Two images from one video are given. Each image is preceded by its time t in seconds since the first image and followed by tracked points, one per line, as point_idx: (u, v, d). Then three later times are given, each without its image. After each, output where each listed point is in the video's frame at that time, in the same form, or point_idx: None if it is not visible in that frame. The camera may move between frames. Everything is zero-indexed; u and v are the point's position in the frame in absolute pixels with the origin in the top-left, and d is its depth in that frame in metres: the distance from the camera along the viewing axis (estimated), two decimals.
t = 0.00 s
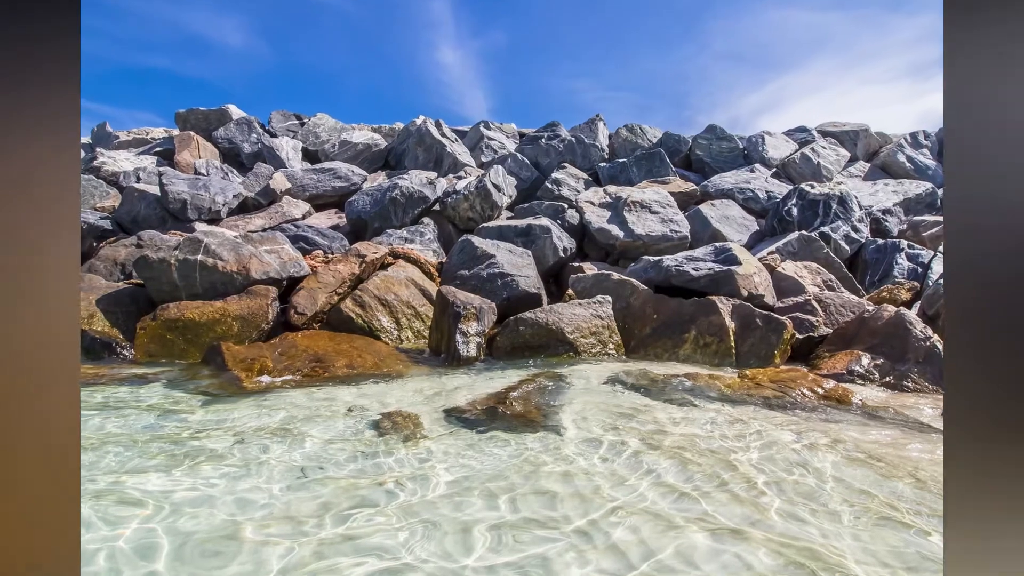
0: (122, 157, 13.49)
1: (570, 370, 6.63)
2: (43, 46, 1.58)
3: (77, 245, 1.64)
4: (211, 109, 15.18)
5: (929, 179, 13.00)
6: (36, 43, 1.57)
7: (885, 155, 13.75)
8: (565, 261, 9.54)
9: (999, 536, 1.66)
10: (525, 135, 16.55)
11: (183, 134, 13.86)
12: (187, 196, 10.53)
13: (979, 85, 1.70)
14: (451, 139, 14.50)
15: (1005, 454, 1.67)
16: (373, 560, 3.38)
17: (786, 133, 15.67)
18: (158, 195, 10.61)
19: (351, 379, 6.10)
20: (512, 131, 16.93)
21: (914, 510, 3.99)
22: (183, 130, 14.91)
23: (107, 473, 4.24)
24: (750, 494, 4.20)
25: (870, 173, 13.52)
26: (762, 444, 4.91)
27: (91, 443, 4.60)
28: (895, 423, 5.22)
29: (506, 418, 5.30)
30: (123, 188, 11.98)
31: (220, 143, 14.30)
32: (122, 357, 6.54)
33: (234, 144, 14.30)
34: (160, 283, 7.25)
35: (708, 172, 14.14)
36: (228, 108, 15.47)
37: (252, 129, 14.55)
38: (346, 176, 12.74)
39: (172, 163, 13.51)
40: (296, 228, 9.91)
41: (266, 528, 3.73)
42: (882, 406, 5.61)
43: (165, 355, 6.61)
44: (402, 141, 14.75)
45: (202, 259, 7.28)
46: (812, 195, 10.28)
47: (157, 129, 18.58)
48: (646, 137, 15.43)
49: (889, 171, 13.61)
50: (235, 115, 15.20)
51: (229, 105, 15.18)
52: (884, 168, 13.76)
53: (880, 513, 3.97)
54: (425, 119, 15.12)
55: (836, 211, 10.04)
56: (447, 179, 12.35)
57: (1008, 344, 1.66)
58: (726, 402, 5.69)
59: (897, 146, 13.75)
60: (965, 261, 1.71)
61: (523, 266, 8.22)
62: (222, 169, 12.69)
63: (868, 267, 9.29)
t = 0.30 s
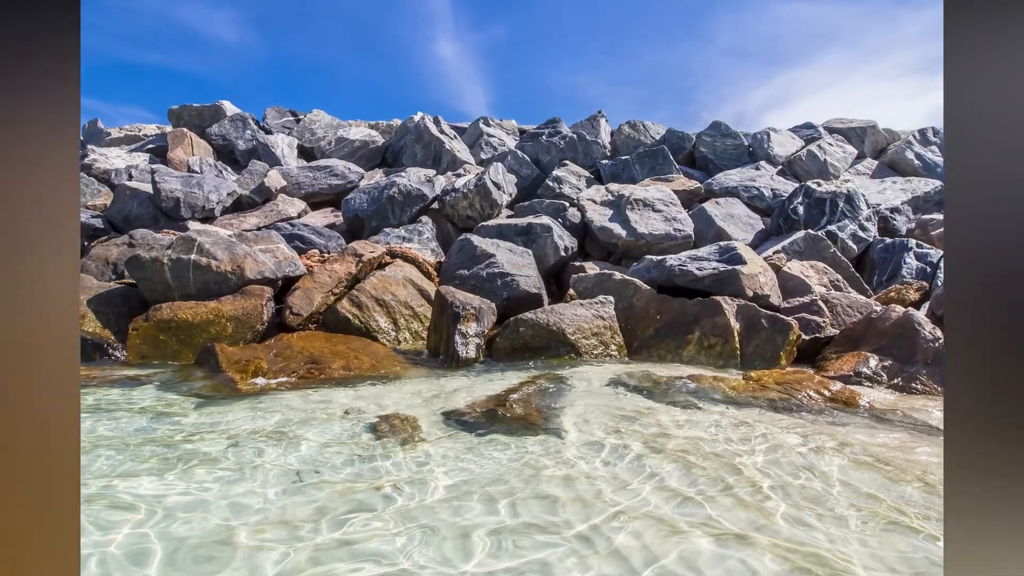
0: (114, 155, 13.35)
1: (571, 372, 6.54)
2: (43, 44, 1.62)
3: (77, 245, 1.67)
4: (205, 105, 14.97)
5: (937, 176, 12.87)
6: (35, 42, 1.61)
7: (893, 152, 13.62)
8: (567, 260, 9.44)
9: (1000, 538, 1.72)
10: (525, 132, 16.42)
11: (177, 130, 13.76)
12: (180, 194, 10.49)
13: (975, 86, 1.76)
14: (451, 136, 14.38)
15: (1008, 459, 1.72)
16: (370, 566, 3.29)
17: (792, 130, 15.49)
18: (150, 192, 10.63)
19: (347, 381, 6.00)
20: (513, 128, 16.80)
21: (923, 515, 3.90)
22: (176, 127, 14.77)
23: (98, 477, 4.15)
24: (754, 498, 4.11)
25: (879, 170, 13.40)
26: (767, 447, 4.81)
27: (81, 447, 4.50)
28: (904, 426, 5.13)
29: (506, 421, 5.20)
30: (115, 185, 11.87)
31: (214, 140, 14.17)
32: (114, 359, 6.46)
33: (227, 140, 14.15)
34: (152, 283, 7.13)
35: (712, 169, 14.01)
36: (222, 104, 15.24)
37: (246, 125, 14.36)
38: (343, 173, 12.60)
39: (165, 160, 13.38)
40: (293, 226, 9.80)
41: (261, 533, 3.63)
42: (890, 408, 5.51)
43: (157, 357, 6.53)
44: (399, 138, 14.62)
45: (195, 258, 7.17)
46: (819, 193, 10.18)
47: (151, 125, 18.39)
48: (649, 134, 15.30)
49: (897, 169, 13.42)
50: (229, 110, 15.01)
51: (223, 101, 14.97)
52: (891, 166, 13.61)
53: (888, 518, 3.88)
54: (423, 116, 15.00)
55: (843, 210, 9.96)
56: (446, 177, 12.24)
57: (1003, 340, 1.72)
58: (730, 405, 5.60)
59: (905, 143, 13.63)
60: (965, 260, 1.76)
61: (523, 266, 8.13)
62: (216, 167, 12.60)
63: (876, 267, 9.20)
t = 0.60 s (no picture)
0: (105, 152, 13.20)
1: (572, 374, 6.45)
2: (43, 42, 1.78)
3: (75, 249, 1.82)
4: (198, 101, 14.84)
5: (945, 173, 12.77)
6: (33, 39, 1.77)
7: (901, 149, 13.49)
8: (568, 259, 9.34)
9: (1003, 541, 1.74)
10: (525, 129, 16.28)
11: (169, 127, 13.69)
12: (173, 192, 10.39)
13: (978, 85, 1.79)
14: (449, 133, 14.28)
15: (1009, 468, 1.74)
16: (366, 573, 3.20)
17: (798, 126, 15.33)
18: (142, 190, 10.47)
19: (343, 383, 5.91)
20: (512, 124, 16.65)
21: (932, 520, 3.81)
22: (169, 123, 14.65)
23: (88, 482, 4.05)
24: (760, 503, 4.01)
25: (886, 169, 13.35)
26: (773, 451, 4.71)
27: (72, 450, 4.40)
28: (913, 430, 5.03)
29: (506, 424, 5.09)
30: (106, 183, 11.80)
31: (208, 137, 13.94)
32: (106, 360, 6.37)
33: (222, 137, 13.91)
34: (144, 283, 7.06)
35: (716, 166, 13.90)
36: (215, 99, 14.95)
37: (241, 122, 14.29)
38: (339, 171, 12.46)
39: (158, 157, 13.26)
40: (288, 224, 9.70)
41: (256, 538, 3.54)
42: (898, 411, 5.40)
43: (149, 358, 6.45)
44: (397, 135, 14.50)
45: (188, 258, 7.06)
46: (826, 191, 10.08)
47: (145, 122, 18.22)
48: (651, 130, 15.16)
49: (905, 166, 13.40)
50: (223, 107, 14.85)
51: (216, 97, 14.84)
52: (900, 163, 13.51)
53: (896, 523, 3.79)
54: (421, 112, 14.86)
55: (851, 208, 9.89)
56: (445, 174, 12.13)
57: (1005, 342, 1.75)
58: (735, 407, 5.50)
59: (914, 140, 13.50)
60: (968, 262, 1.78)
61: (524, 266, 8.03)
62: (209, 164, 12.50)
63: (883, 266, 9.11)
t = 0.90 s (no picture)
0: (97, 148, 13.04)
1: (573, 376, 6.35)
2: (49, 34, 1.96)
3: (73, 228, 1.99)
4: (191, 97, 14.69)
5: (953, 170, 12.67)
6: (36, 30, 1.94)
7: (909, 146, 13.37)
8: (569, 258, 9.23)
9: (998, 542, 1.94)
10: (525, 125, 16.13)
11: (162, 124, 13.57)
12: (165, 190, 10.42)
13: (978, 87, 1.97)
14: (447, 130, 14.18)
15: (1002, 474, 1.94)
16: None
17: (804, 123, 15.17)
18: (134, 188, 10.50)
19: (339, 386, 5.81)
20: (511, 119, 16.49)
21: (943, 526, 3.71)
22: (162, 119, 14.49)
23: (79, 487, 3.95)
24: (765, 508, 3.91)
25: (894, 164, 13.12)
26: (778, 455, 4.62)
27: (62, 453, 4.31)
28: (921, 433, 4.93)
29: (506, 427, 5.00)
30: (98, 181, 11.69)
31: (201, 133, 13.94)
32: (97, 362, 6.28)
33: (215, 134, 13.90)
34: (136, 283, 7.00)
35: (721, 164, 13.81)
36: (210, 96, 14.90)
37: (235, 119, 14.16)
38: (335, 169, 12.35)
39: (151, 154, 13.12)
40: (282, 223, 9.59)
41: (250, 544, 3.45)
42: (907, 414, 5.29)
43: (141, 360, 6.38)
44: (394, 131, 14.34)
45: (182, 258, 6.98)
46: (832, 189, 9.98)
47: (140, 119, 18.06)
48: (655, 127, 15.01)
49: (913, 164, 13.15)
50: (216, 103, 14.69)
51: (209, 93, 14.68)
52: (908, 160, 13.35)
53: (905, 528, 3.70)
54: (419, 107, 14.70)
55: (858, 206, 9.78)
56: (444, 172, 12.03)
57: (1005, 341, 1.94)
58: (740, 410, 5.40)
59: (923, 137, 13.37)
60: (967, 260, 1.97)
61: (524, 265, 7.94)
62: (203, 162, 12.38)
63: (891, 266, 8.98)
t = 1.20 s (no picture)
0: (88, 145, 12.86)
1: (575, 378, 6.25)
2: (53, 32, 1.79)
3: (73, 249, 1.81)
4: (184, 92, 14.49)
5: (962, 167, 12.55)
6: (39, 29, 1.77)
7: (919, 143, 13.23)
8: (570, 257, 9.13)
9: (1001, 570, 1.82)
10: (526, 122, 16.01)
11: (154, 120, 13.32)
12: (157, 188, 10.28)
13: (979, 87, 1.86)
14: (446, 127, 14.06)
15: (1000, 476, 1.83)
16: None
17: (811, 119, 15.04)
18: (125, 187, 10.41)
19: (335, 388, 5.71)
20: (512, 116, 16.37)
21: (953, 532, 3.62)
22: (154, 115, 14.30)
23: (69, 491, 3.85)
24: (771, 513, 3.81)
25: (904, 162, 12.99)
26: (784, 458, 4.52)
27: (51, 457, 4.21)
28: (931, 437, 4.83)
29: (506, 430, 4.90)
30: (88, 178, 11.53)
31: (194, 130, 13.77)
32: (88, 364, 6.19)
33: (208, 130, 13.73)
34: (128, 283, 6.89)
35: (726, 161, 13.73)
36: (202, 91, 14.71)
37: (228, 115, 14.01)
38: (332, 166, 12.23)
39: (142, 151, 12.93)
40: (277, 222, 9.50)
41: (244, 550, 3.35)
42: (916, 416, 5.19)
43: (133, 361, 6.28)
44: (392, 127, 14.16)
45: (174, 257, 6.90)
46: (840, 186, 9.90)
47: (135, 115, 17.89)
48: (658, 123, 14.87)
49: (923, 160, 13.14)
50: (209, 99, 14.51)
51: (202, 88, 14.48)
52: (917, 157, 13.23)
53: (914, 534, 3.61)
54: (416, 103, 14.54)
55: (866, 205, 9.68)
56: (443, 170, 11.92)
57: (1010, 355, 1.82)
58: (745, 413, 5.30)
59: (932, 134, 13.25)
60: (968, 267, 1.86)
61: (525, 265, 7.83)
62: (195, 159, 12.25)
63: (900, 266, 8.92)
